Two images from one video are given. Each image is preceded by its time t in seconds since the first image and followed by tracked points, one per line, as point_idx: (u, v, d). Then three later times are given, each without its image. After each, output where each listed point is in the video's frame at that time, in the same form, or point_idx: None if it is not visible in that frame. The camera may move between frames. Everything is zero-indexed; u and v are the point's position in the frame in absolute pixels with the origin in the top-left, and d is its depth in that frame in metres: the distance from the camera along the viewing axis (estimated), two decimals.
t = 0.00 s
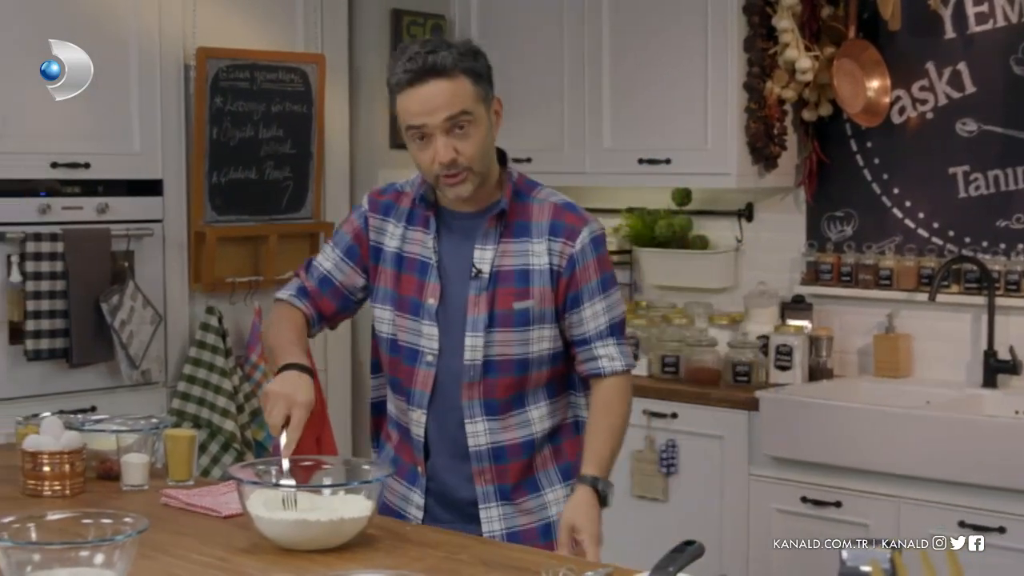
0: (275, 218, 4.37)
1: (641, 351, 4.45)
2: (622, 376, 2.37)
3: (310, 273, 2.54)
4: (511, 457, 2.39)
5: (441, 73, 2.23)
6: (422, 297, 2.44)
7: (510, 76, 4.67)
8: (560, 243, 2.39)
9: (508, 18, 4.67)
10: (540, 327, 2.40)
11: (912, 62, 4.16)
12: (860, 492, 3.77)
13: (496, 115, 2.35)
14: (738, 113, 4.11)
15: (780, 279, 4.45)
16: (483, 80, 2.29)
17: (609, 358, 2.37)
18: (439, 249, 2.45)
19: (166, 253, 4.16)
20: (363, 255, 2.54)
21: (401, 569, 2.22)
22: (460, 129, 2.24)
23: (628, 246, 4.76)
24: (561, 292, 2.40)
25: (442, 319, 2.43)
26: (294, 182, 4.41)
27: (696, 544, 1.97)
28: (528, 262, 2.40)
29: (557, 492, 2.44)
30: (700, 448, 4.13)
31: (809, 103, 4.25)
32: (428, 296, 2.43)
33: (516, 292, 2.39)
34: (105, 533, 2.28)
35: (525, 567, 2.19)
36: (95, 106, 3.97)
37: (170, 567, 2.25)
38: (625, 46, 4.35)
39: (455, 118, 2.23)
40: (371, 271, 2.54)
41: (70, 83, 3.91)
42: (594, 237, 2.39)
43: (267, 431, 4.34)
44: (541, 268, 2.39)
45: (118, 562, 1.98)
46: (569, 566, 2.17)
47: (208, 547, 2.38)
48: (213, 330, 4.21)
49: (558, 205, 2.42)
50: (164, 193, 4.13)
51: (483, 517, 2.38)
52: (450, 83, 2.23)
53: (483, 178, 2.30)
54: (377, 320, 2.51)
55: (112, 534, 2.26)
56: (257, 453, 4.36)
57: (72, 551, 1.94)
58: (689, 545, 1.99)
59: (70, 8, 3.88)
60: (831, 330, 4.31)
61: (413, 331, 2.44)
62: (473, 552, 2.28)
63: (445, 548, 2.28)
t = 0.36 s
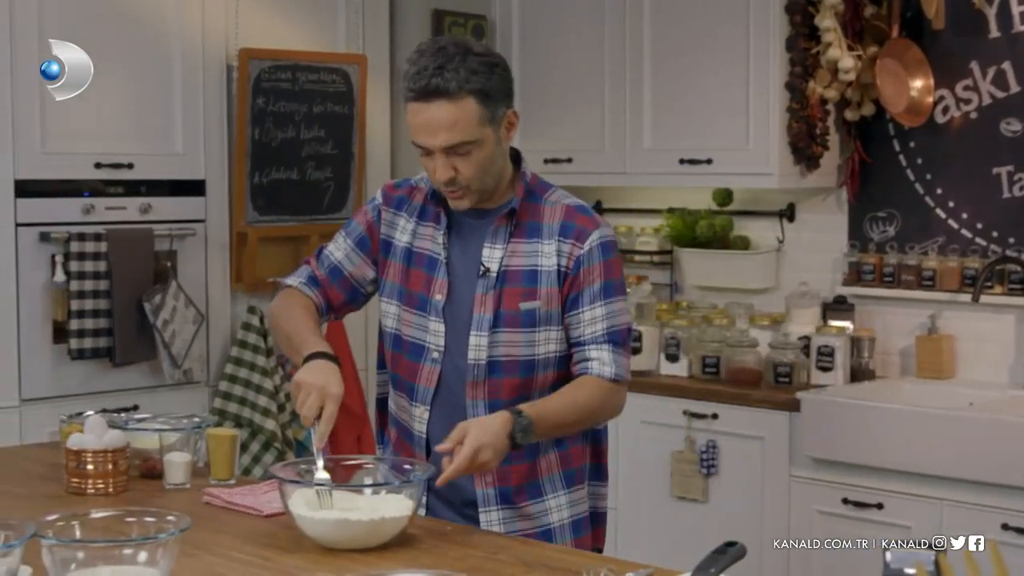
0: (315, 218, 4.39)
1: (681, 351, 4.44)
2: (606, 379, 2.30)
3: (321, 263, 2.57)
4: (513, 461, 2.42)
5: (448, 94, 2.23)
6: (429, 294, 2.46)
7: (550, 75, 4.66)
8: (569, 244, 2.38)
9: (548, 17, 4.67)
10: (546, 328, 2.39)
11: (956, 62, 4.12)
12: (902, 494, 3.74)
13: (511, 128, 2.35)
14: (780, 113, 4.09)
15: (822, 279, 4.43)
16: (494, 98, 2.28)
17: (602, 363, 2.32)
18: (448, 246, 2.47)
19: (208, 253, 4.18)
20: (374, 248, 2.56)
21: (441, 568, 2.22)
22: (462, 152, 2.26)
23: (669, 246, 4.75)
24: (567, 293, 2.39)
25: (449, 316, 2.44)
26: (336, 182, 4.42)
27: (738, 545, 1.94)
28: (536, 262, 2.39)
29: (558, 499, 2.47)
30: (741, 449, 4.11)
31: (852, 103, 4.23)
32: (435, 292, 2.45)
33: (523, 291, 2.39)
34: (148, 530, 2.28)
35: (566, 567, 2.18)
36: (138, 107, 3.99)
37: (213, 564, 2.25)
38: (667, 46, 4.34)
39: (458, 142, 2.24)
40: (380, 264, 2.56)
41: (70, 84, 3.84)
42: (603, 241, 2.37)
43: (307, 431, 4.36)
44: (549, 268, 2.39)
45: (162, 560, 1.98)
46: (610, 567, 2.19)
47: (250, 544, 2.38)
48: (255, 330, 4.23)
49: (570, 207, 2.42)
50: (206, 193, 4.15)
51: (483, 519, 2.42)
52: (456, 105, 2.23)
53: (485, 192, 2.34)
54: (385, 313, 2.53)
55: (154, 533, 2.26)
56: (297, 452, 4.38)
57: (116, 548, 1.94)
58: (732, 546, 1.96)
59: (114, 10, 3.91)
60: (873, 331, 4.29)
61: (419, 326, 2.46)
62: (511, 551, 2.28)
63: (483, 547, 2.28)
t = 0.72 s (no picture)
0: (337, 218, 4.39)
1: (702, 351, 4.43)
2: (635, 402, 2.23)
3: (392, 252, 2.65)
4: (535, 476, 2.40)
5: (494, 97, 2.23)
6: (477, 292, 2.48)
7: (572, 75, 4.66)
8: (613, 256, 2.34)
9: (570, 17, 4.67)
10: (581, 343, 2.35)
11: (980, 61, 4.10)
12: (924, 495, 3.73)
13: (569, 133, 2.32)
14: (802, 113, 4.08)
15: (843, 279, 4.43)
16: (549, 103, 2.26)
17: (635, 387, 2.24)
18: (501, 247, 2.48)
19: (229, 252, 4.20)
20: (441, 241, 2.61)
21: (464, 568, 2.22)
22: (507, 155, 2.27)
23: (691, 246, 4.75)
24: (606, 307, 2.34)
25: (491, 318, 2.45)
26: (357, 182, 4.42)
27: (762, 545, 1.94)
28: (578, 272, 2.36)
29: (579, 522, 2.43)
30: (762, 449, 4.10)
31: (874, 102, 4.22)
32: (482, 292, 2.47)
33: (562, 301, 2.37)
34: (171, 529, 2.29)
35: (589, 568, 2.18)
36: (161, 107, 4.00)
37: (236, 563, 2.25)
38: (689, 46, 4.33)
39: (504, 145, 2.25)
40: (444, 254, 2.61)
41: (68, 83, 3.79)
42: (650, 258, 2.30)
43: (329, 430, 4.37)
44: (590, 280, 2.35)
45: (186, 559, 1.98)
46: (632, 567, 2.19)
47: (273, 543, 2.39)
48: (276, 330, 4.24)
49: (624, 218, 2.37)
50: (228, 193, 4.17)
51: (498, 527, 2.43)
52: (503, 108, 2.23)
53: (536, 195, 2.34)
54: (440, 304, 2.57)
55: (178, 532, 2.27)
56: (319, 451, 4.39)
57: (140, 547, 1.95)
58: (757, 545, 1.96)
59: (138, 10, 3.93)
60: (895, 331, 4.27)
61: (464, 325, 2.48)
62: (534, 551, 2.28)
63: (506, 547, 2.28)
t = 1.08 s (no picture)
0: (345, 218, 4.40)
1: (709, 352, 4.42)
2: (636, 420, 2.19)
3: (443, 250, 2.67)
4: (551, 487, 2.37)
5: (522, 101, 2.21)
6: (511, 293, 2.48)
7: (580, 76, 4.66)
8: (635, 265, 2.28)
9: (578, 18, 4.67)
10: (600, 352, 2.31)
11: (988, 61, 4.09)
12: (931, 495, 3.72)
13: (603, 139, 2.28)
14: (810, 113, 4.08)
15: (851, 279, 4.42)
16: (581, 109, 2.22)
17: (638, 400, 2.19)
18: (539, 248, 2.46)
19: (237, 251, 4.20)
20: (489, 239, 2.61)
21: (469, 568, 2.22)
22: (535, 160, 2.25)
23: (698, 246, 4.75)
24: (624, 317, 2.29)
25: (522, 320, 2.45)
26: (365, 182, 4.42)
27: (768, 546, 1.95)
28: (602, 280, 2.32)
29: (593, 537, 2.39)
30: (769, 449, 4.10)
31: (882, 102, 4.22)
32: (516, 293, 2.47)
33: (583, 309, 2.33)
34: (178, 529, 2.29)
35: (594, 568, 2.18)
36: (169, 108, 4.01)
37: (241, 562, 2.26)
38: (697, 46, 4.33)
39: (531, 150, 2.23)
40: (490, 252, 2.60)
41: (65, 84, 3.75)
42: (671, 270, 2.22)
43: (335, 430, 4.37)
44: (612, 289, 2.30)
45: (192, 559, 1.98)
46: (638, 567, 2.19)
47: (279, 543, 2.39)
48: (284, 329, 4.24)
49: (652, 227, 2.30)
50: (236, 192, 4.18)
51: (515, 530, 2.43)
52: (530, 113, 2.21)
53: (569, 199, 2.31)
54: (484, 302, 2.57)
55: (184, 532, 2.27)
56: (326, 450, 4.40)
57: (147, 547, 1.95)
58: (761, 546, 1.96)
59: (147, 11, 3.93)
60: (903, 331, 4.27)
61: (498, 325, 2.49)
62: (540, 551, 2.28)
63: (511, 547, 2.28)
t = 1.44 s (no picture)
0: (344, 219, 4.40)
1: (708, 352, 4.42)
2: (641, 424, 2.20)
3: (450, 252, 2.67)
4: (550, 489, 2.37)
5: (522, 104, 2.21)
6: (512, 294, 2.48)
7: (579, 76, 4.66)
8: (634, 271, 2.27)
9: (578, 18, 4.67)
10: (599, 357, 2.31)
11: (988, 61, 4.09)
12: (931, 495, 3.72)
13: (604, 141, 2.28)
14: (809, 112, 4.08)
15: (851, 279, 4.42)
16: (581, 111, 2.22)
17: (642, 407, 2.20)
18: (539, 250, 2.46)
19: (237, 251, 4.20)
20: (493, 240, 2.61)
21: (469, 568, 2.22)
22: (536, 162, 2.25)
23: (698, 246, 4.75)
24: (624, 322, 2.28)
25: (522, 322, 2.45)
26: (364, 182, 4.42)
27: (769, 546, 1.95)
28: (601, 285, 2.31)
29: (591, 541, 2.38)
30: (769, 449, 4.10)
31: (882, 101, 4.22)
32: (516, 294, 2.47)
33: (582, 314, 2.33)
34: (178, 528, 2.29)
35: (595, 568, 2.18)
36: (169, 108, 4.01)
37: (242, 562, 2.26)
38: (696, 46, 4.33)
39: (532, 152, 2.23)
40: (494, 253, 2.60)
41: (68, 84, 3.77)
42: (671, 277, 2.22)
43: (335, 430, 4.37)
44: (611, 294, 2.29)
45: (192, 559, 1.98)
46: (638, 567, 2.19)
47: (280, 542, 2.39)
48: (284, 330, 4.24)
49: (652, 232, 2.29)
50: (236, 192, 4.18)
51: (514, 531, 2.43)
52: (530, 116, 2.21)
53: (570, 201, 2.32)
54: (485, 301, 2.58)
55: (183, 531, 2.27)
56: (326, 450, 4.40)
57: (147, 547, 1.95)
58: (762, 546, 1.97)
59: (147, 12, 3.93)
60: (903, 331, 4.26)
61: (499, 326, 2.49)
62: (541, 551, 2.28)
63: (512, 547, 2.28)
